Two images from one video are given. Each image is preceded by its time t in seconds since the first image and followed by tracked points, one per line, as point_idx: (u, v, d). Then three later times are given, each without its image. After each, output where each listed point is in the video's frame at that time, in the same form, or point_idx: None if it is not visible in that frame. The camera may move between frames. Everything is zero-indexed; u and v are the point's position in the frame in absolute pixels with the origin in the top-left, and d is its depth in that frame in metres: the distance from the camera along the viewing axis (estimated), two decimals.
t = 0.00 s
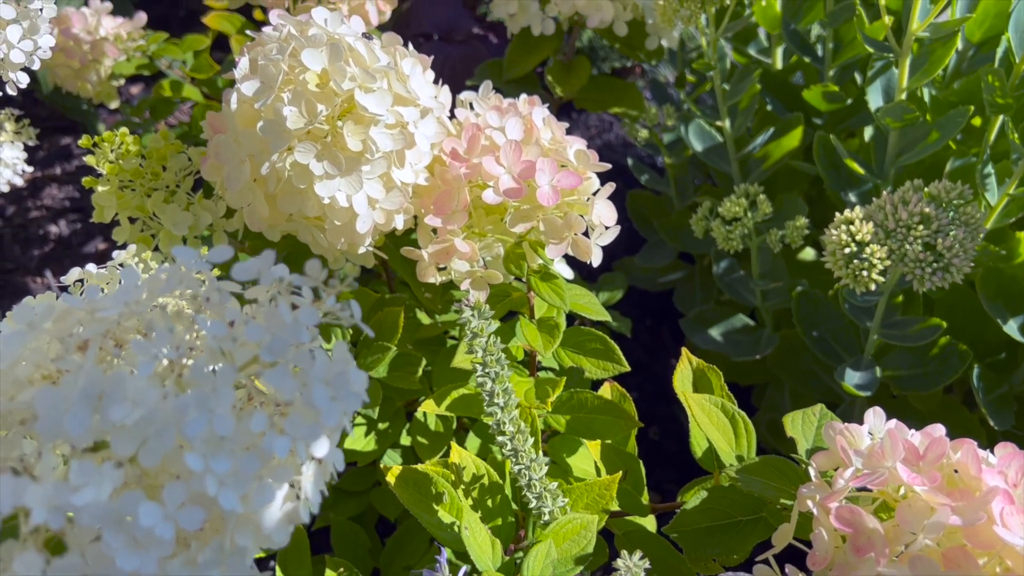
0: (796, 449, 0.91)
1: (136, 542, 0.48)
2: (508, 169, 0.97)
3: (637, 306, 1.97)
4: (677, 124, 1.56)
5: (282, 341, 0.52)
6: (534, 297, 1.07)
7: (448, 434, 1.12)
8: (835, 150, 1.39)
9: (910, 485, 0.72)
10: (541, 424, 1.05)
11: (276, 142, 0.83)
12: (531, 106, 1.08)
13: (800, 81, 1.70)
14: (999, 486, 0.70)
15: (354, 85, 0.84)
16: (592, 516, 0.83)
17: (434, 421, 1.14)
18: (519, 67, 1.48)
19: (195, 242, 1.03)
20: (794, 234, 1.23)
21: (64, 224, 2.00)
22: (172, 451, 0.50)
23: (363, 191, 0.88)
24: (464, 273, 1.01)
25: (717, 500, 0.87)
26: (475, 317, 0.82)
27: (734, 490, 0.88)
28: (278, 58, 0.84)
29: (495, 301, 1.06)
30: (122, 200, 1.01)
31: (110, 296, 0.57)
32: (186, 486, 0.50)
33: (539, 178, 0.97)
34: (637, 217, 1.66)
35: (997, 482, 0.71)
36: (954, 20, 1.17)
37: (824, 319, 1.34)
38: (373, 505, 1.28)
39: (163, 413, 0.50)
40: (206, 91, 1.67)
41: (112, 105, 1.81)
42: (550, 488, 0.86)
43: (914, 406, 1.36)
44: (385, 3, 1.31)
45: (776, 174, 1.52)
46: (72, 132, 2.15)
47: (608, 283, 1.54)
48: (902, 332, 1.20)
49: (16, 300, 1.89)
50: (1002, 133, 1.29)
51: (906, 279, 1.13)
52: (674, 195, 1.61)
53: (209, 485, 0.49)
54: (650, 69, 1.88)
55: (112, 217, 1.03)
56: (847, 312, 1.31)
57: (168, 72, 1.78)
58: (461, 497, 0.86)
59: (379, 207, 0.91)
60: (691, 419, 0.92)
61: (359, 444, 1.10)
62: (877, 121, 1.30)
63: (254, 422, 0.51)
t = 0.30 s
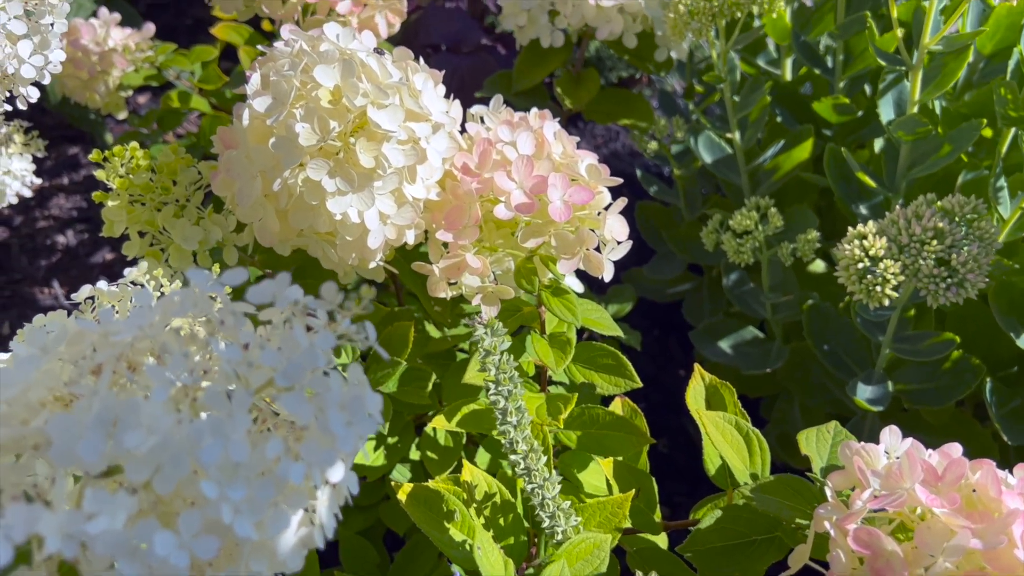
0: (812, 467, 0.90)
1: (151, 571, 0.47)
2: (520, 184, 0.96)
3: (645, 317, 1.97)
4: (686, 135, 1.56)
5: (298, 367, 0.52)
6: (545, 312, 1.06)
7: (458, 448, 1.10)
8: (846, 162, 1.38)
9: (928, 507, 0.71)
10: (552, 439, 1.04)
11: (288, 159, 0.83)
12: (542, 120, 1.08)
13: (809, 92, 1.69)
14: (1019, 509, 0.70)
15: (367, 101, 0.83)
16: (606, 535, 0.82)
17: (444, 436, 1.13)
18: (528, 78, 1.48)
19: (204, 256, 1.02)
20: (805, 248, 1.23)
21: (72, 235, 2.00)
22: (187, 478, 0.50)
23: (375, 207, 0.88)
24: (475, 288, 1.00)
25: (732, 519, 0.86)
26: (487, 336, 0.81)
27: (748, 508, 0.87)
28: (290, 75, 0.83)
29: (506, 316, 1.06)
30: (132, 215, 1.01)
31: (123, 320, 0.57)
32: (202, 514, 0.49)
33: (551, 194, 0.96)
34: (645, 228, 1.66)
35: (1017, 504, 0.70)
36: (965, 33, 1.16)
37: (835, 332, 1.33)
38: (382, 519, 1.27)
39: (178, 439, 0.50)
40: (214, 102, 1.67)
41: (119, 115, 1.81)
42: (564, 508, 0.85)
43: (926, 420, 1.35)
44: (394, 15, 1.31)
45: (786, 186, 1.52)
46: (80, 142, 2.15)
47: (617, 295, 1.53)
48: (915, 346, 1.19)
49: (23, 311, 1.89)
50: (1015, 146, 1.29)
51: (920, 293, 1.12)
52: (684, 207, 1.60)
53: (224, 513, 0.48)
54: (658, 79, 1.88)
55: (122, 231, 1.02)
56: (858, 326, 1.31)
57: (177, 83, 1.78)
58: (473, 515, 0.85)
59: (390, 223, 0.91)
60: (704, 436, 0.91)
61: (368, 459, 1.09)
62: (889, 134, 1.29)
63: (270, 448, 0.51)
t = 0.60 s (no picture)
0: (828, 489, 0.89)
1: None
2: (533, 202, 0.96)
3: (654, 328, 1.96)
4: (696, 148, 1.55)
5: (315, 397, 0.51)
6: (557, 329, 1.05)
7: (469, 466, 1.09)
8: (858, 175, 1.37)
9: (951, 533, 0.70)
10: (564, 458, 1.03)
11: (301, 177, 0.82)
12: (554, 136, 1.07)
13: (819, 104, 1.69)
14: None
15: (380, 120, 0.83)
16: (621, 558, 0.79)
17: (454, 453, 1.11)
18: (538, 91, 1.47)
19: (214, 273, 1.02)
20: (818, 263, 1.21)
21: (78, 245, 1.99)
22: (203, 511, 0.49)
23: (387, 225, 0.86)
24: (487, 306, 0.99)
25: (747, 542, 0.86)
26: (502, 356, 0.80)
27: (765, 531, 0.86)
28: (303, 92, 0.83)
29: (518, 333, 1.05)
30: (142, 232, 1.00)
31: (138, 348, 0.56)
32: (218, 547, 0.48)
33: (564, 211, 0.95)
34: (655, 240, 1.65)
35: None
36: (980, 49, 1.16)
37: (847, 347, 1.32)
38: (391, 535, 1.26)
39: (194, 472, 0.49)
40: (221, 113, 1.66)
41: (127, 127, 1.80)
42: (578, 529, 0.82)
43: (939, 437, 1.34)
44: (405, 29, 1.31)
45: (797, 199, 1.51)
46: (87, 152, 2.15)
47: (626, 309, 1.52)
48: (929, 362, 1.18)
49: (30, 322, 1.85)
50: None
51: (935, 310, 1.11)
52: (693, 220, 1.59)
53: (240, 547, 0.47)
54: (666, 91, 1.88)
55: (132, 248, 1.02)
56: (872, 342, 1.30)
57: (185, 95, 1.77)
58: (486, 536, 0.83)
59: (403, 240, 0.90)
60: (720, 457, 0.90)
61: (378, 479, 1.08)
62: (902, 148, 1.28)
63: (287, 480, 0.50)
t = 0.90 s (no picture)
0: (844, 517, 0.87)
1: None
2: (543, 222, 0.94)
3: (660, 342, 1.94)
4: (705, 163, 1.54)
5: (325, 438, 0.50)
6: (566, 350, 1.03)
7: (477, 488, 1.07)
8: (870, 191, 1.35)
9: (973, 568, 0.68)
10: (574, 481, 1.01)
11: (308, 200, 0.81)
12: (563, 154, 1.05)
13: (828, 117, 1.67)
14: None
15: (389, 142, 0.82)
16: None
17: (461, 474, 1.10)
18: (545, 105, 1.46)
19: (219, 294, 1.01)
20: (832, 281, 1.20)
21: (81, 258, 1.98)
22: (208, 556, 0.47)
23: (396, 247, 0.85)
24: (495, 328, 0.98)
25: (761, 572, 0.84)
26: (512, 383, 0.79)
27: (779, 562, 0.85)
28: (311, 114, 0.81)
29: (527, 355, 1.03)
30: (146, 251, 0.99)
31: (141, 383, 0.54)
32: None
33: (574, 232, 0.94)
34: (663, 255, 1.63)
35: None
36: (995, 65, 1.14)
37: (859, 365, 1.30)
38: (396, 554, 1.25)
39: (200, 515, 0.47)
40: (226, 126, 1.65)
41: (132, 140, 1.78)
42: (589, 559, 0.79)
43: (952, 457, 1.33)
44: (411, 44, 1.30)
45: (807, 215, 1.49)
46: (90, 163, 2.14)
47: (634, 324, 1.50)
48: (943, 383, 1.17)
49: (33, 336, 1.86)
50: None
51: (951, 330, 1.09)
52: (702, 234, 1.57)
53: None
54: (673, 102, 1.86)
55: (135, 268, 1.00)
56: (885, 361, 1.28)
57: (190, 107, 1.76)
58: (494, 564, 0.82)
59: (411, 262, 0.88)
60: (734, 483, 0.89)
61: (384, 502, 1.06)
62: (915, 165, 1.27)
63: (296, 523, 0.49)
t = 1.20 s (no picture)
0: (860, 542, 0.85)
1: None
2: (552, 241, 0.93)
3: (667, 355, 1.93)
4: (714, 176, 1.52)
5: (333, 477, 0.49)
6: (575, 370, 1.01)
7: (483, 509, 1.05)
8: (881, 206, 1.34)
9: None
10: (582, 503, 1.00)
11: (314, 221, 0.80)
12: (572, 170, 1.04)
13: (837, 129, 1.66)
14: None
15: (397, 161, 0.80)
16: None
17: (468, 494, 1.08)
18: (552, 119, 1.45)
19: (224, 312, 0.99)
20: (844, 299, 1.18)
21: (85, 269, 1.97)
22: None
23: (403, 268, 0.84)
24: (504, 347, 0.95)
25: None
26: (522, 409, 0.77)
27: None
28: (318, 132, 0.80)
29: (535, 375, 1.01)
30: (149, 269, 0.97)
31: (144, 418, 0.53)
32: None
33: (584, 251, 0.92)
34: (670, 268, 1.62)
35: None
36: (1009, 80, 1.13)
37: (870, 383, 1.28)
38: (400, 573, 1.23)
39: (204, 558, 0.46)
40: (230, 138, 1.64)
41: (135, 151, 1.77)
42: None
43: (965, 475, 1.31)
44: (418, 57, 1.28)
45: (816, 229, 1.48)
46: (93, 173, 2.13)
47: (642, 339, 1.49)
48: (956, 403, 1.15)
49: (35, 348, 1.83)
50: None
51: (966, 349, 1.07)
52: (710, 248, 1.55)
53: None
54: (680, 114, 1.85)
55: (137, 286, 0.98)
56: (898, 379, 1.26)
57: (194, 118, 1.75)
58: None
59: (418, 281, 0.88)
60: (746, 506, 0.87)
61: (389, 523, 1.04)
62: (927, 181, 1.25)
63: (303, 566, 0.47)
